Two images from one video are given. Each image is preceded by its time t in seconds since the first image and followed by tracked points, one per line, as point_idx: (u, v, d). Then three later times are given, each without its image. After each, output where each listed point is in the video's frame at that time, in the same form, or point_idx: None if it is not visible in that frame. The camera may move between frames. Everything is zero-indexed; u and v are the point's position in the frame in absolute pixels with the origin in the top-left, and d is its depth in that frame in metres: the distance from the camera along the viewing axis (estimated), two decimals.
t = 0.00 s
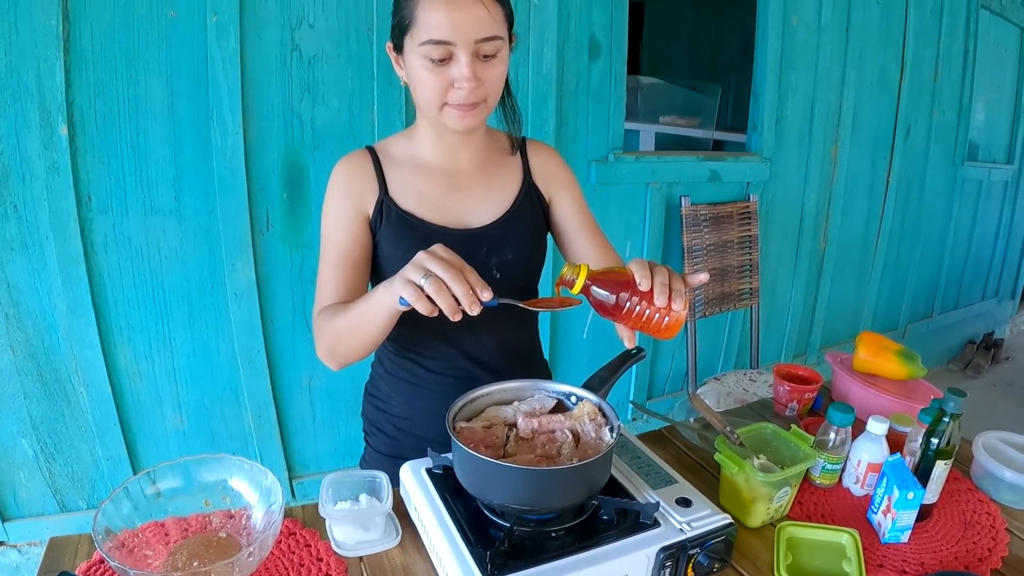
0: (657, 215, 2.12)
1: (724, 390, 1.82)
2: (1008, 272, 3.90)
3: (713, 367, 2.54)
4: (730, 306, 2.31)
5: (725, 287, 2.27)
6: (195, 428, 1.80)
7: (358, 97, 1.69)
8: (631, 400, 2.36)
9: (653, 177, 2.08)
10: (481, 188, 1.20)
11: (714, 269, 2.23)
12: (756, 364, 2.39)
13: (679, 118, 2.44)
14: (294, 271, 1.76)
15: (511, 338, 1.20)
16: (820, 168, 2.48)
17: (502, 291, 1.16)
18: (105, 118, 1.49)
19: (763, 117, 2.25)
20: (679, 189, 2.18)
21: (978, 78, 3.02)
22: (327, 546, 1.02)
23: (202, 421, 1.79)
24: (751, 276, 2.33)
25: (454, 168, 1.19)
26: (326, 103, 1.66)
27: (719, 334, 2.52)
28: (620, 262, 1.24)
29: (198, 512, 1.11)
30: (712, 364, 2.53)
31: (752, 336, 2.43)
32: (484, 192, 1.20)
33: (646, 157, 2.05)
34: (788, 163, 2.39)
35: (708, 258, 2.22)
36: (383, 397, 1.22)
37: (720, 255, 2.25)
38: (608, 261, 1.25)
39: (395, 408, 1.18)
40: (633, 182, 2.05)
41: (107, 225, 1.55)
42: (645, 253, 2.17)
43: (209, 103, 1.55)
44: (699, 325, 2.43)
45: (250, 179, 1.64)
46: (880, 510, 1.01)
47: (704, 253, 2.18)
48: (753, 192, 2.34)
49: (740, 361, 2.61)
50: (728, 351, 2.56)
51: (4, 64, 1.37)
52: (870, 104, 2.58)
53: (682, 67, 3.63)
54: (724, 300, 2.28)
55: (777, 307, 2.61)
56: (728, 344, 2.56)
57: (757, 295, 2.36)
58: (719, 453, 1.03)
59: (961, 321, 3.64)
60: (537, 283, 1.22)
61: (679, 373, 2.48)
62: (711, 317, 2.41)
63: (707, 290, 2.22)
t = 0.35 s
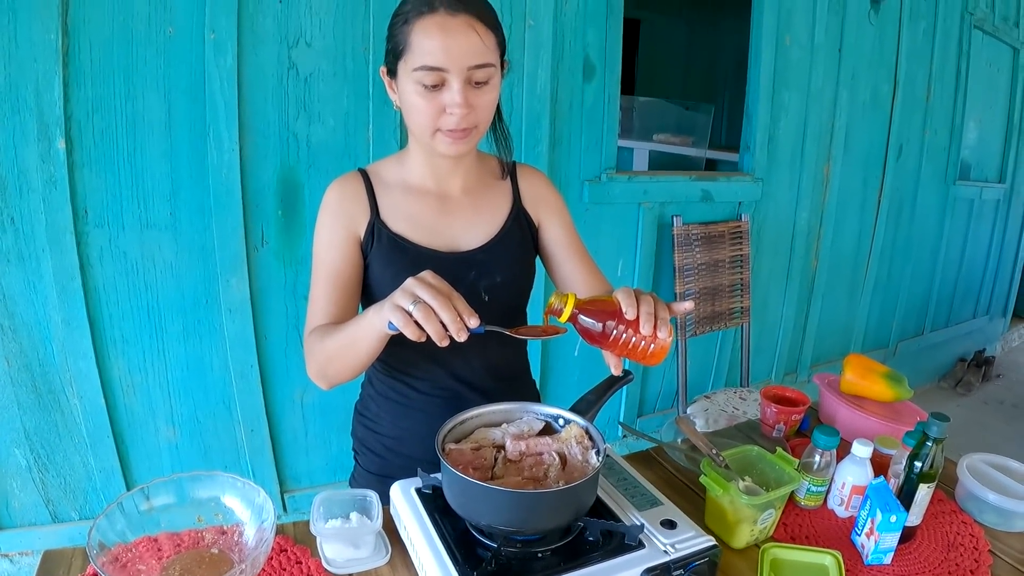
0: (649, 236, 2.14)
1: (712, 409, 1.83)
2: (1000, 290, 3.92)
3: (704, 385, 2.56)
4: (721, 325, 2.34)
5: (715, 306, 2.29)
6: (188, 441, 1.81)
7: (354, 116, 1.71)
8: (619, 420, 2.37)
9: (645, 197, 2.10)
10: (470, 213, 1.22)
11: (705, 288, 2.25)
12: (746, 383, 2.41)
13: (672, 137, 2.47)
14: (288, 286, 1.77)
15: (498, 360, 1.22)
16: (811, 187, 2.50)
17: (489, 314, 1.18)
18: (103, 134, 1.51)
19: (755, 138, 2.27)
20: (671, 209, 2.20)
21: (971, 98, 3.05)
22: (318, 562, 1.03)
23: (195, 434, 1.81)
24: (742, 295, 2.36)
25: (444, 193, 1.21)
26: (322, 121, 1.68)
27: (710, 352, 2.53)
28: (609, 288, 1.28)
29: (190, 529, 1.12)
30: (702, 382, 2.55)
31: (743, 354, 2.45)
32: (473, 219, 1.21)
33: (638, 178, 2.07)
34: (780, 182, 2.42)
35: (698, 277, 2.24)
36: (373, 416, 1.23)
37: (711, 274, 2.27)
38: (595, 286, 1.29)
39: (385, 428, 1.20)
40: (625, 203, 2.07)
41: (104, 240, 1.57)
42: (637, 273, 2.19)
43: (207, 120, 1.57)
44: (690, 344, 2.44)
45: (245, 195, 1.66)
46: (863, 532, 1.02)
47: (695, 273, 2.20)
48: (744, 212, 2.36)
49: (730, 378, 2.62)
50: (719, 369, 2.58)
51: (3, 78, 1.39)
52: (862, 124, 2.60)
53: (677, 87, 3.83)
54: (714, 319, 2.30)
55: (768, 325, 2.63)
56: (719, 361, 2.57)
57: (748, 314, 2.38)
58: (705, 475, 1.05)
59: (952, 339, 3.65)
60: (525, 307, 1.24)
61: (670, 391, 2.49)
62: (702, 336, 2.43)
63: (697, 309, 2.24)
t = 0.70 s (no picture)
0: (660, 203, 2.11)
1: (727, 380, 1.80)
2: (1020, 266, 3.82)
3: (716, 358, 2.53)
4: (733, 296, 2.31)
5: (728, 276, 2.26)
6: (196, 415, 1.80)
7: (359, 85, 1.68)
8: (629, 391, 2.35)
9: (656, 165, 2.07)
10: (486, 182, 1.19)
11: (717, 258, 2.22)
12: (760, 354, 2.38)
13: (686, 107, 2.40)
14: (293, 260, 1.75)
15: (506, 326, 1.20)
16: (826, 157, 2.45)
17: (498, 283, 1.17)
18: (106, 106, 1.49)
19: (768, 106, 2.22)
20: (683, 177, 2.16)
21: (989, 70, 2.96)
22: (315, 533, 1.02)
23: (203, 408, 1.80)
24: (755, 266, 2.32)
25: (450, 157, 1.18)
26: (325, 91, 1.65)
27: (723, 325, 2.50)
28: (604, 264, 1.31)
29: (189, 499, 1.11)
30: (715, 355, 2.52)
31: (757, 326, 2.41)
32: (489, 187, 1.19)
33: (649, 145, 2.03)
34: (794, 152, 2.37)
35: (711, 248, 2.20)
36: (375, 389, 1.21)
37: (724, 245, 2.24)
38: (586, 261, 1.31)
39: (388, 400, 1.18)
40: (636, 171, 2.03)
41: (108, 214, 1.56)
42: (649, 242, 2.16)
43: (209, 91, 1.55)
44: (703, 315, 2.41)
45: (249, 167, 1.64)
46: (874, 506, 0.99)
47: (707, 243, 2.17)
48: (758, 181, 2.31)
49: (744, 352, 2.59)
50: (732, 343, 2.54)
51: (4, 56, 1.37)
52: (876, 95, 2.54)
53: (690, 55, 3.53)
54: (727, 289, 2.27)
55: (782, 298, 2.59)
56: (732, 335, 2.54)
57: (762, 285, 2.35)
58: (711, 446, 1.02)
59: (968, 314, 3.57)
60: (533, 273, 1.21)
61: (682, 363, 2.46)
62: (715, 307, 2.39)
63: (709, 280, 2.21)
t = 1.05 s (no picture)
0: (659, 191, 2.10)
1: (725, 367, 1.79)
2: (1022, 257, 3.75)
3: (715, 345, 2.52)
4: (732, 283, 2.30)
5: (727, 264, 2.26)
6: (193, 400, 1.80)
7: (356, 69, 1.66)
8: (626, 376, 2.34)
9: (655, 151, 2.05)
10: (476, 162, 1.18)
11: (716, 246, 2.21)
12: (759, 342, 2.38)
13: (687, 94, 2.38)
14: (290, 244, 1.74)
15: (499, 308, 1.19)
16: (827, 146, 2.43)
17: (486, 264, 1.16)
18: (102, 89, 1.47)
19: (769, 93, 2.21)
20: (682, 163, 2.15)
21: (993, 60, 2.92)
22: (307, 515, 1.01)
23: (199, 392, 1.79)
24: (755, 253, 2.31)
25: (443, 139, 1.17)
26: (322, 74, 1.64)
27: (722, 313, 2.49)
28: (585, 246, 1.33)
29: (182, 482, 1.10)
30: (714, 342, 2.51)
31: (756, 314, 2.40)
32: (478, 166, 1.18)
33: (648, 131, 2.02)
34: (795, 141, 2.36)
35: (710, 235, 2.20)
36: (366, 369, 1.21)
37: (723, 232, 2.23)
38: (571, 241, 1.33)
39: (377, 380, 1.18)
40: (635, 156, 2.02)
41: (104, 197, 1.55)
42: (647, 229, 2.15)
43: (206, 74, 1.53)
44: (702, 302, 2.40)
45: (247, 151, 1.63)
46: (871, 493, 0.98)
47: (706, 230, 2.17)
48: (758, 168, 2.30)
49: (743, 340, 2.58)
50: (731, 331, 2.53)
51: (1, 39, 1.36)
52: (878, 84, 2.52)
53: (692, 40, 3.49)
54: (726, 277, 2.27)
55: (782, 285, 2.58)
56: (731, 322, 2.53)
57: (761, 273, 2.34)
58: (707, 430, 1.01)
59: (968, 306, 3.52)
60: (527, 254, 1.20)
61: (681, 350, 2.45)
62: (714, 295, 2.38)
63: (709, 267, 2.21)
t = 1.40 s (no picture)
0: (663, 178, 2.09)
1: (725, 355, 1.79)
2: None
3: (718, 334, 2.51)
4: (735, 271, 2.30)
5: (730, 252, 2.25)
6: (193, 382, 1.80)
7: (358, 52, 1.65)
8: (628, 362, 2.33)
9: (659, 137, 2.04)
10: (465, 142, 1.17)
11: (719, 233, 2.21)
12: (762, 331, 2.37)
13: (691, 81, 2.37)
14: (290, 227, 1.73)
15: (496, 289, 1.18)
16: (832, 135, 2.42)
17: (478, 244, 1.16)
18: (103, 72, 1.47)
19: (775, 81, 2.19)
20: (686, 150, 2.14)
21: (1002, 49, 2.83)
22: (302, 495, 1.00)
23: (200, 374, 1.79)
24: (759, 242, 2.30)
25: (439, 120, 1.16)
26: (324, 58, 1.63)
27: (725, 302, 2.48)
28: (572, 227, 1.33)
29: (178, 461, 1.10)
30: (717, 331, 2.50)
31: (759, 303, 2.39)
32: (469, 146, 1.17)
33: (652, 117, 2.00)
34: (800, 129, 2.34)
35: (714, 222, 2.20)
36: (356, 347, 1.24)
37: (726, 219, 2.23)
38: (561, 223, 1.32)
39: (367, 358, 1.21)
40: (638, 143, 2.01)
41: (106, 179, 1.54)
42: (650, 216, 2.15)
43: (207, 57, 1.53)
44: (704, 290, 2.39)
45: (248, 134, 1.62)
46: (871, 480, 0.97)
47: (710, 218, 2.17)
48: (763, 156, 2.28)
49: (746, 329, 2.57)
50: (734, 319, 2.53)
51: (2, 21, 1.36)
52: (884, 74, 2.49)
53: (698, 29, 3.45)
54: (729, 265, 2.26)
55: (785, 273, 2.58)
56: (734, 311, 2.52)
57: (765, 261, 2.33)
58: (704, 414, 1.00)
59: (971, 298, 3.46)
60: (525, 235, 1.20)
61: (683, 338, 2.44)
62: (717, 282, 2.37)
63: (712, 254, 2.21)
